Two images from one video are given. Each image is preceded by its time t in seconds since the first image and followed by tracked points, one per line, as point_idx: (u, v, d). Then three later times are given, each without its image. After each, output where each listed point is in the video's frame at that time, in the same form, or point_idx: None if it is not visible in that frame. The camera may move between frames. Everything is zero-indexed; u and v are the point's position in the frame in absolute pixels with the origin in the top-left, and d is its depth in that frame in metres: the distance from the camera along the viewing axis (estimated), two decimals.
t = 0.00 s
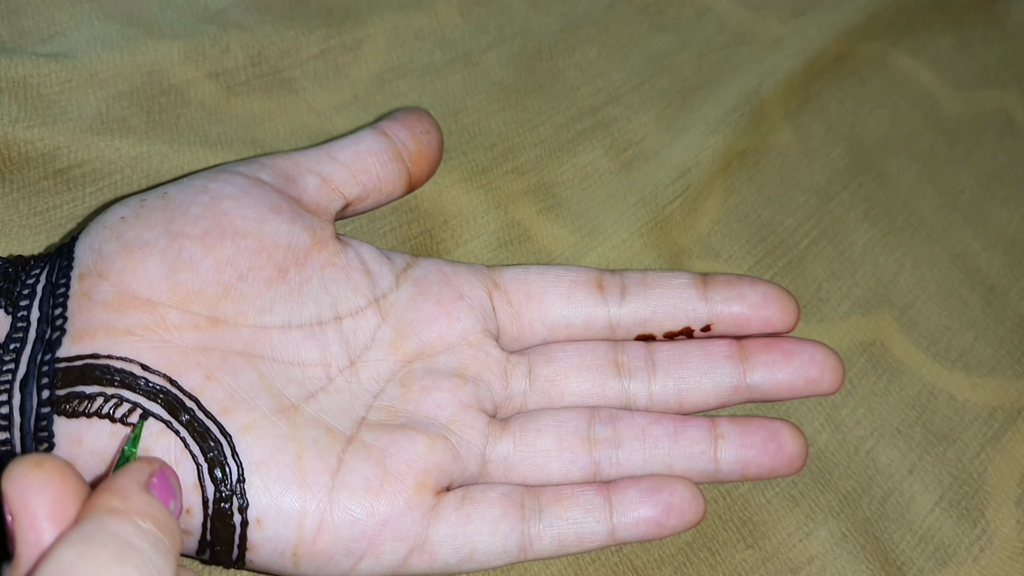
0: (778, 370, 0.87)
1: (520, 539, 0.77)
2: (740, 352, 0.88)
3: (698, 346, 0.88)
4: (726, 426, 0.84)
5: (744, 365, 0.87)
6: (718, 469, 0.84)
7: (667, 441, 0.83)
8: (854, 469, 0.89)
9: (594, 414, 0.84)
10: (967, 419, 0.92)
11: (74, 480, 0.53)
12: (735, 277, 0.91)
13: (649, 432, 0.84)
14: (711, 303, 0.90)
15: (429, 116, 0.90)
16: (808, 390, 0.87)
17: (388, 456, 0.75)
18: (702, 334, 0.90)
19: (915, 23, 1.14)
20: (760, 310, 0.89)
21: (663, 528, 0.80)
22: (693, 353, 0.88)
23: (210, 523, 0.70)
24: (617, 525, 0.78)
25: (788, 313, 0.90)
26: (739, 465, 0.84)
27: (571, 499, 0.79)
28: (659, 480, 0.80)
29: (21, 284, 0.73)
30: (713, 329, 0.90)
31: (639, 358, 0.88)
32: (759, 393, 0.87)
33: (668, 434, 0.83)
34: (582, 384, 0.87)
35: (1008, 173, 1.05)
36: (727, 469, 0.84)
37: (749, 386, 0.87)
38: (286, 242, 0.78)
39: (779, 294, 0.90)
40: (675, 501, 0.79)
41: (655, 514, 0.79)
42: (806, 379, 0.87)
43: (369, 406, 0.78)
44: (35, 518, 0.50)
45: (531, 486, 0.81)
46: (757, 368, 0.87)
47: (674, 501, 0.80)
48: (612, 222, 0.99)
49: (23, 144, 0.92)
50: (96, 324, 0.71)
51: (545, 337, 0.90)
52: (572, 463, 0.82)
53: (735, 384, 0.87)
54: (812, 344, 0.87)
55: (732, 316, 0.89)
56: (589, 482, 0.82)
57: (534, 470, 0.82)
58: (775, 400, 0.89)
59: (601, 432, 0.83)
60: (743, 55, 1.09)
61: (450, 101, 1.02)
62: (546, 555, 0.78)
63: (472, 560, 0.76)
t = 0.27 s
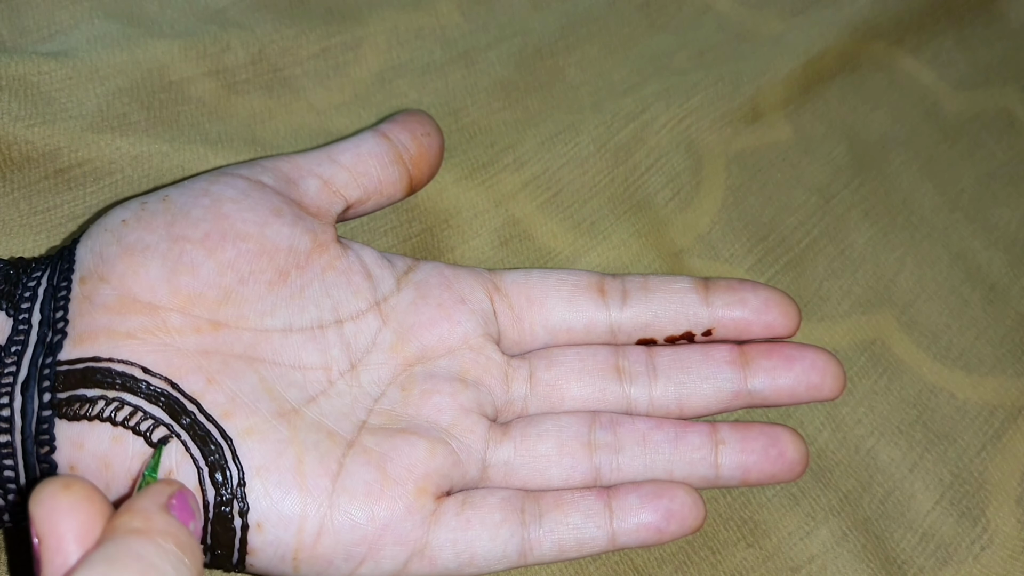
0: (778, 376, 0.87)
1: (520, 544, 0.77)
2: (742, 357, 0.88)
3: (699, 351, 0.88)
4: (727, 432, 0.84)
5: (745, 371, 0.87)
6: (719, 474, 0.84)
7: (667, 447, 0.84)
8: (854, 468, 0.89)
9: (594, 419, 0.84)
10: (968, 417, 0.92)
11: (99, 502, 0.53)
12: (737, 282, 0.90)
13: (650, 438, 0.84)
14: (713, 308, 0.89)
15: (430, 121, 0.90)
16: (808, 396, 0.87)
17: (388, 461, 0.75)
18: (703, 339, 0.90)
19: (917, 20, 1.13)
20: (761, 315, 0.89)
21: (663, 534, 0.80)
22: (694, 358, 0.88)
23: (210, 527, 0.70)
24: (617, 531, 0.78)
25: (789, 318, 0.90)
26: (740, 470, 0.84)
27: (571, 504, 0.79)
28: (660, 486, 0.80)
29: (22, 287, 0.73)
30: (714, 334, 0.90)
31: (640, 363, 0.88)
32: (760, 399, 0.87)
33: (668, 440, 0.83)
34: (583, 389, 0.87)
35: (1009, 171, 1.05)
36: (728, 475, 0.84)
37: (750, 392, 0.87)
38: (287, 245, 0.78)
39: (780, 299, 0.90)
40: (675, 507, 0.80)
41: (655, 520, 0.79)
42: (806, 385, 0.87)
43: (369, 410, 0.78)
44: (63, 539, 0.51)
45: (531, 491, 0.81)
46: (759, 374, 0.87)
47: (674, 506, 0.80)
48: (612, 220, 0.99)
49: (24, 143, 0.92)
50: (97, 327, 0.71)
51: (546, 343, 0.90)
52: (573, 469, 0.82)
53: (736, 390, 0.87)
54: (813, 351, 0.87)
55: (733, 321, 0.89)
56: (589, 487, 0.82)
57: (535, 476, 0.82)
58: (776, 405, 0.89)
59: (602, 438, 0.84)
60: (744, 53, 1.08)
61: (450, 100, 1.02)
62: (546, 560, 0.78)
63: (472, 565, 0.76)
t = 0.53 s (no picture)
0: (778, 378, 0.87)
1: (520, 545, 0.76)
2: (741, 359, 0.88)
3: (698, 353, 0.88)
4: (727, 433, 0.84)
5: (744, 373, 0.87)
6: (719, 476, 0.84)
7: (667, 449, 0.83)
8: (853, 468, 0.89)
9: (594, 421, 0.84)
10: (968, 418, 0.92)
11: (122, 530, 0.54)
12: (735, 284, 0.90)
13: (650, 440, 0.84)
14: (712, 310, 0.89)
15: (429, 129, 0.90)
16: (808, 398, 0.87)
17: (388, 461, 0.75)
18: (703, 342, 0.90)
19: (917, 20, 1.13)
20: (760, 318, 0.89)
21: (663, 535, 0.79)
22: (694, 360, 0.88)
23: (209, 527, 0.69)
24: (617, 533, 0.78)
25: (788, 320, 0.90)
26: (740, 473, 0.84)
27: (571, 506, 0.78)
28: (660, 488, 0.80)
29: (23, 287, 0.73)
30: (713, 337, 0.90)
31: (639, 365, 0.88)
32: (760, 401, 0.87)
33: (668, 441, 0.83)
34: (582, 390, 0.87)
35: (1009, 172, 1.05)
36: (728, 477, 0.84)
37: (749, 394, 0.87)
38: (288, 248, 0.78)
39: (778, 302, 0.90)
40: (676, 508, 0.79)
41: (656, 522, 0.79)
42: (806, 388, 0.87)
43: (369, 412, 0.78)
44: (86, 567, 0.52)
45: (531, 492, 0.81)
46: (758, 376, 0.87)
47: (674, 508, 0.79)
48: (613, 221, 0.99)
49: (24, 144, 0.91)
50: (97, 326, 0.71)
51: (545, 346, 0.90)
52: (573, 470, 0.82)
53: (736, 392, 0.87)
54: (812, 353, 0.87)
55: (732, 324, 0.89)
56: (589, 489, 0.82)
57: (535, 477, 0.82)
58: (776, 408, 0.89)
59: (602, 439, 0.83)
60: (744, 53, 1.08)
61: (450, 100, 1.02)
62: (546, 561, 0.77)
63: (472, 566, 0.75)
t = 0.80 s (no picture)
0: (777, 372, 0.87)
1: (520, 538, 0.76)
2: (739, 354, 0.88)
3: (697, 349, 0.88)
4: (726, 428, 0.84)
5: (743, 367, 0.87)
6: (719, 470, 0.84)
7: (667, 443, 0.83)
8: (853, 468, 0.89)
9: (594, 415, 0.84)
10: (968, 418, 0.92)
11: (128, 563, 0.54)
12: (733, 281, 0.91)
13: (649, 434, 0.84)
14: (710, 306, 0.90)
15: (428, 132, 0.91)
16: (807, 393, 0.87)
17: (388, 453, 0.75)
18: (701, 338, 0.90)
19: (917, 21, 1.13)
20: (758, 313, 0.90)
21: (664, 528, 0.79)
22: (693, 356, 0.88)
23: (209, 518, 0.70)
24: (618, 526, 0.78)
25: (785, 316, 0.90)
26: (740, 467, 0.83)
27: (571, 499, 0.78)
28: (660, 480, 0.80)
29: (25, 283, 0.73)
30: (712, 333, 0.90)
31: (639, 360, 0.88)
32: (759, 396, 0.87)
33: (668, 436, 0.83)
34: (582, 385, 0.87)
35: (1009, 173, 1.05)
36: (728, 471, 0.84)
37: (748, 389, 0.87)
38: (289, 245, 0.78)
39: (777, 298, 0.90)
40: (676, 501, 0.79)
41: (656, 514, 0.78)
42: (804, 382, 0.87)
43: (369, 406, 0.78)
44: None
45: (531, 486, 0.80)
46: (757, 371, 0.87)
47: (675, 501, 0.79)
48: (613, 222, 0.99)
49: (23, 143, 0.92)
50: (99, 319, 0.71)
51: (545, 343, 0.90)
52: (573, 464, 0.82)
53: (734, 387, 0.87)
54: (810, 347, 0.87)
55: (731, 320, 0.90)
56: (589, 482, 0.82)
57: (535, 471, 0.81)
58: (774, 403, 0.89)
59: (601, 433, 0.83)
60: (744, 54, 1.08)
61: (450, 100, 1.02)
62: (546, 555, 0.77)
63: (472, 559, 0.75)
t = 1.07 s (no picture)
0: (776, 372, 0.87)
1: (520, 535, 0.76)
2: (738, 354, 0.88)
3: (695, 350, 0.88)
4: (725, 426, 0.84)
5: (742, 367, 0.87)
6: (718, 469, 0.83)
7: (666, 442, 0.83)
8: (853, 470, 0.89)
9: (593, 415, 0.84)
10: (969, 420, 0.92)
11: None
12: (730, 282, 0.91)
13: (649, 432, 0.83)
14: (709, 307, 0.90)
15: (428, 142, 0.91)
16: (805, 392, 0.87)
17: (388, 450, 0.75)
18: (700, 339, 0.90)
19: (917, 23, 1.13)
20: (756, 314, 0.90)
21: (664, 526, 0.79)
22: (691, 356, 0.88)
23: (209, 514, 0.69)
24: (618, 524, 0.78)
25: (784, 317, 0.90)
26: (740, 466, 0.83)
27: (571, 497, 0.78)
28: (659, 478, 0.80)
29: (27, 282, 0.73)
30: (711, 334, 0.90)
31: (637, 361, 0.88)
32: (758, 396, 0.87)
33: (667, 434, 0.83)
34: (581, 386, 0.87)
35: (1010, 175, 1.05)
36: (727, 470, 0.83)
37: (747, 389, 0.87)
38: (289, 247, 0.78)
39: (775, 299, 0.90)
40: (676, 498, 0.79)
41: (656, 513, 0.78)
42: (803, 381, 0.87)
43: (369, 405, 0.78)
44: None
45: (531, 485, 0.80)
46: (755, 371, 0.87)
47: (675, 498, 0.79)
48: (614, 224, 0.99)
49: (24, 145, 0.92)
50: (100, 317, 0.71)
51: (544, 345, 0.90)
52: (573, 462, 0.82)
53: (733, 388, 0.87)
54: (808, 347, 0.87)
55: (729, 321, 0.90)
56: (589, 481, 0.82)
57: (535, 470, 0.81)
58: (773, 403, 0.88)
59: (601, 432, 0.83)
60: (744, 56, 1.09)
61: (451, 102, 1.02)
62: (546, 553, 0.77)
63: (472, 557, 0.75)
